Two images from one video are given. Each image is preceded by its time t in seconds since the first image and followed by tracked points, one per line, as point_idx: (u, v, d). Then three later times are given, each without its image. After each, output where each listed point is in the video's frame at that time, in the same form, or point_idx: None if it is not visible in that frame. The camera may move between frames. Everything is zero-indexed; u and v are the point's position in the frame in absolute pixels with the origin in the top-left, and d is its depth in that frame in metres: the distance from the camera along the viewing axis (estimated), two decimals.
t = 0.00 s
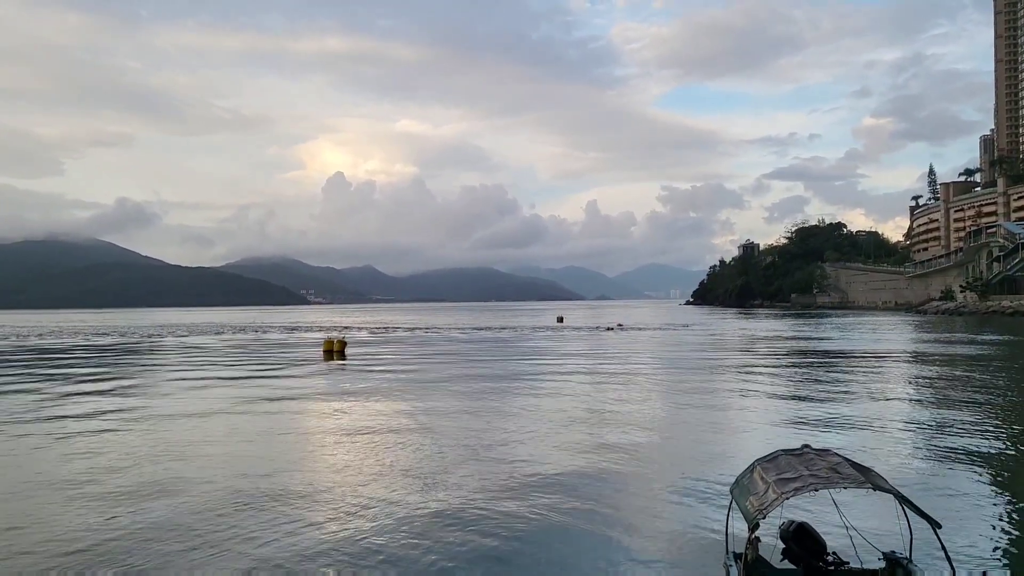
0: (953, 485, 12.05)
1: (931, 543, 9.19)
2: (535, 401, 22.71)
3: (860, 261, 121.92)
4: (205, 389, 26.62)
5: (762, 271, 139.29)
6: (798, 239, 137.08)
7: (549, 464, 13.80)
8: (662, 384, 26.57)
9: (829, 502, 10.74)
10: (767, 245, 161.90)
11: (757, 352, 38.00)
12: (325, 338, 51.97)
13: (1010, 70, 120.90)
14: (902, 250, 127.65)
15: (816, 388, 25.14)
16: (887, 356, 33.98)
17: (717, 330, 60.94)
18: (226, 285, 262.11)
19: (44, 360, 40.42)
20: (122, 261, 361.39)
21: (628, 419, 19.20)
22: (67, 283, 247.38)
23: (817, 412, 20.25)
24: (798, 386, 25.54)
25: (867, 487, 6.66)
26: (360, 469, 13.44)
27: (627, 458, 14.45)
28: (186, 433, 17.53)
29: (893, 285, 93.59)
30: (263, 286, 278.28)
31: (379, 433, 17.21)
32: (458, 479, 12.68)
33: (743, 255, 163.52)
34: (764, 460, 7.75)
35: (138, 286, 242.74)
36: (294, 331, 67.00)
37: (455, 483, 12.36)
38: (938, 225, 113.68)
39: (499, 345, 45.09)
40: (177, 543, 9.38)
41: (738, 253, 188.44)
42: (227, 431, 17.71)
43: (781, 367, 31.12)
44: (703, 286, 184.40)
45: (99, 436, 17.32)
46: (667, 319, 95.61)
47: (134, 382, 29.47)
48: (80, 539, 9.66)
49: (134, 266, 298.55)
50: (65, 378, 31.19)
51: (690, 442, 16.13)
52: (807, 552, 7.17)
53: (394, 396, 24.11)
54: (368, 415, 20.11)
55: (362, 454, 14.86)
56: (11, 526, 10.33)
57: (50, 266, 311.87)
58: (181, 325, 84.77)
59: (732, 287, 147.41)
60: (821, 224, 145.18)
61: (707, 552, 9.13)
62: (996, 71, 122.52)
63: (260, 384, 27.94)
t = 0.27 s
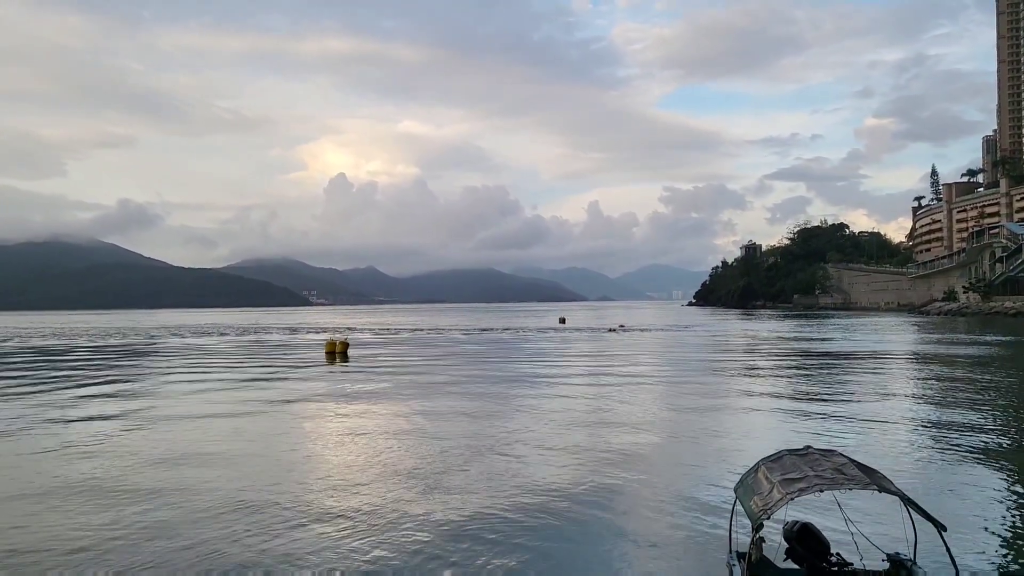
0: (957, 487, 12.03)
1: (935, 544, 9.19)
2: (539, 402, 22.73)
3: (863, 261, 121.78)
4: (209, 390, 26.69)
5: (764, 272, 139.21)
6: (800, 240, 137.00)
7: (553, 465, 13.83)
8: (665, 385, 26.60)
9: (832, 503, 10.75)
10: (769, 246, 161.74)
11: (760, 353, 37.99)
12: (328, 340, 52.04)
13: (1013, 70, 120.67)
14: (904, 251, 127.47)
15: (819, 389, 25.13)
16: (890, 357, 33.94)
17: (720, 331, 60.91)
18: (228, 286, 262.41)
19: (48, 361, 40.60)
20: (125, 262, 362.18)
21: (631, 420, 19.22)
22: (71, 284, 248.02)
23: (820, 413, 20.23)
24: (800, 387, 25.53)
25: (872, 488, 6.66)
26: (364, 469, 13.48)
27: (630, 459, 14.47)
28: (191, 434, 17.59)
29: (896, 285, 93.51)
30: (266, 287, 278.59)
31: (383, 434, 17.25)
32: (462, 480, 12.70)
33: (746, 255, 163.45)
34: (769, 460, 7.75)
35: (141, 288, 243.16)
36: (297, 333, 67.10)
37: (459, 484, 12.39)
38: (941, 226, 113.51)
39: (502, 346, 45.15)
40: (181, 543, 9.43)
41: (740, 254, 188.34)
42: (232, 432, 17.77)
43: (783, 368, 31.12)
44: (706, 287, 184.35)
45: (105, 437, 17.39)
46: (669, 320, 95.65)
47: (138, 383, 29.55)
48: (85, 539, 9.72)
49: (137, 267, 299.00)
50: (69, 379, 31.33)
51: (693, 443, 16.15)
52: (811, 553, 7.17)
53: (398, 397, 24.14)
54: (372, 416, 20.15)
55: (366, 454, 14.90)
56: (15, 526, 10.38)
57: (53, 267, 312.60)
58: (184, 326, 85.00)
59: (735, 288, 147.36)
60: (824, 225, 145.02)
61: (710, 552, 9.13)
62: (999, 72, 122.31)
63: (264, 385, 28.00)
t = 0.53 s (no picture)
0: (960, 487, 12.07)
1: (938, 545, 9.19)
2: (541, 402, 22.75)
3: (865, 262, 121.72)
4: (212, 391, 26.77)
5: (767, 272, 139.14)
6: (803, 240, 136.93)
7: (556, 465, 13.87)
8: (667, 385, 26.62)
9: (835, 503, 10.75)
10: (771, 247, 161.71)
11: (763, 353, 37.99)
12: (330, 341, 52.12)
13: (1015, 70, 120.55)
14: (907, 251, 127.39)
15: (822, 389, 25.14)
16: (893, 357, 33.94)
17: (722, 331, 60.89)
18: (231, 288, 262.78)
19: (52, 362, 40.72)
20: (127, 263, 362.82)
21: (635, 421, 19.25)
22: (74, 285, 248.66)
23: (823, 414, 20.22)
24: (803, 387, 25.55)
25: (875, 488, 6.66)
26: (368, 470, 13.52)
27: (633, 459, 14.49)
28: (195, 435, 17.66)
29: (899, 286, 93.44)
30: (268, 288, 278.95)
31: (386, 435, 17.29)
32: (464, 480, 12.73)
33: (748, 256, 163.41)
34: (772, 460, 7.75)
35: (144, 290, 243.68)
36: (299, 334, 67.20)
37: (463, 484, 12.40)
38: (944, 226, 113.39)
39: (504, 347, 45.19)
40: (186, 544, 9.47)
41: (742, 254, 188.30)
42: (236, 433, 17.84)
43: (785, 368, 31.13)
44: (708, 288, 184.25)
45: (110, 438, 17.47)
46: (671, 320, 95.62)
47: (142, 384, 29.63)
48: (91, 539, 9.78)
49: (140, 268, 299.57)
50: (73, 380, 31.45)
51: (696, 443, 16.17)
52: (814, 553, 7.17)
53: (400, 398, 24.20)
54: (375, 417, 20.21)
55: (370, 455, 14.95)
56: (21, 526, 10.42)
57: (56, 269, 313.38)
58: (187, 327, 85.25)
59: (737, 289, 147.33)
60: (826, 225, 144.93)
61: (713, 553, 9.15)
62: (1000, 72, 122.26)
63: (267, 385, 28.08)
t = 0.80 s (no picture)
0: (962, 486, 12.09)
1: (939, 544, 9.19)
2: (542, 403, 22.79)
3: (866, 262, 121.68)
4: (214, 392, 26.84)
5: (768, 272, 139.11)
6: (804, 240, 136.86)
7: (557, 465, 13.90)
8: (668, 385, 26.67)
9: (836, 503, 10.77)
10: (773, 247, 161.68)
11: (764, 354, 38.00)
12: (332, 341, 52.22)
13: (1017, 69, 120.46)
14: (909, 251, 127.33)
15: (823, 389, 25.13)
16: (894, 357, 33.91)
17: (724, 332, 60.91)
18: (232, 288, 263.00)
19: (55, 363, 40.86)
20: (130, 264, 363.34)
21: (636, 421, 19.27)
22: (76, 286, 249.19)
23: (824, 414, 20.23)
24: (804, 387, 25.55)
25: (876, 488, 6.68)
26: (370, 470, 13.56)
27: (634, 459, 14.52)
28: (198, 435, 17.73)
29: (900, 286, 93.35)
30: (269, 289, 279.23)
31: (388, 435, 17.32)
32: (465, 481, 12.75)
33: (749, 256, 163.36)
34: (773, 460, 7.76)
35: (146, 291, 244.00)
36: (301, 334, 67.29)
37: (465, 484, 12.42)
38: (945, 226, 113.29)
39: (505, 347, 45.23)
40: (188, 544, 9.51)
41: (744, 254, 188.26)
42: (239, 433, 17.90)
43: (786, 368, 31.14)
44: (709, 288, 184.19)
45: (112, 438, 17.54)
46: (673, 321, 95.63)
47: (144, 385, 29.70)
48: (94, 539, 9.84)
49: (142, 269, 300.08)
50: (76, 380, 31.55)
51: (697, 443, 16.20)
52: (816, 552, 7.18)
53: (402, 398, 24.24)
54: (377, 417, 20.25)
55: (372, 455, 15.00)
56: (22, 527, 10.46)
57: (58, 270, 314.04)
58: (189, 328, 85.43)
59: (738, 289, 147.31)
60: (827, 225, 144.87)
61: (714, 553, 9.17)
62: (1002, 72, 122.26)
63: (269, 386, 28.14)
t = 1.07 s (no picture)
0: (963, 486, 12.09)
1: (941, 545, 9.19)
2: (543, 403, 22.84)
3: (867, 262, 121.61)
4: (216, 392, 26.88)
5: (769, 272, 139.07)
6: (805, 240, 136.84)
7: (559, 465, 13.94)
8: (669, 385, 26.69)
9: (838, 503, 10.77)
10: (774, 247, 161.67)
11: (765, 354, 38.03)
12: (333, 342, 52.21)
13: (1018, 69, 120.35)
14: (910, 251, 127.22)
15: (824, 389, 25.17)
16: (895, 357, 33.94)
17: (725, 332, 60.87)
18: (233, 289, 263.10)
19: (57, 363, 40.94)
20: (131, 265, 363.80)
21: (637, 421, 19.28)
22: (78, 287, 249.29)
23: (825, 414, 20.22)
24: (805, 387, 25.60)
25: (876, 488, 6.70)
26: (371, 471, 13.60)
27: (635, 459, 14.55)
28: (199, 435, 17.77)
29: (901, 286, 93.29)
30: (270, 289, 279.15)
31: (389, 436, 17.37)
32: (466, 481, 12.76)
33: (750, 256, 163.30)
34: (773, 461, 7.78)
35: (147, 291, 244.12)
36: (302, 335, 67.28)
37: (466, 485, 12.44)
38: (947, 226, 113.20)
39: (506, 348, 45.23)
40: (192, 544, 9.55)
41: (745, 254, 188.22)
42: (240, 433, 17.93)
43: (787, 368, 31.15)
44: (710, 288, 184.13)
45: (115, 438, 17.59)
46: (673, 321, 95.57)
47: (146, 385, 29.71)
48: (99, 538, 9.89)
49: (143, 269, 300.19)
50: (78, 381, 31.63)
51: (697, 443, 16.23)
52: (818, 554, 7.18)
53: (403, 398, 24.28)
54: (379, 417, 20.30)
55: (373, 455, 15.04)
56: (23, 527, 10.49)
57: (60, 270, 314.49)
58: (191, 329, 85.56)
59: (739, 289, 147.26)
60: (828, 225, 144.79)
61: (716, 553, 9.18)
62: (1003, 71, 122.19)
63: (270, 386, 28.16)
